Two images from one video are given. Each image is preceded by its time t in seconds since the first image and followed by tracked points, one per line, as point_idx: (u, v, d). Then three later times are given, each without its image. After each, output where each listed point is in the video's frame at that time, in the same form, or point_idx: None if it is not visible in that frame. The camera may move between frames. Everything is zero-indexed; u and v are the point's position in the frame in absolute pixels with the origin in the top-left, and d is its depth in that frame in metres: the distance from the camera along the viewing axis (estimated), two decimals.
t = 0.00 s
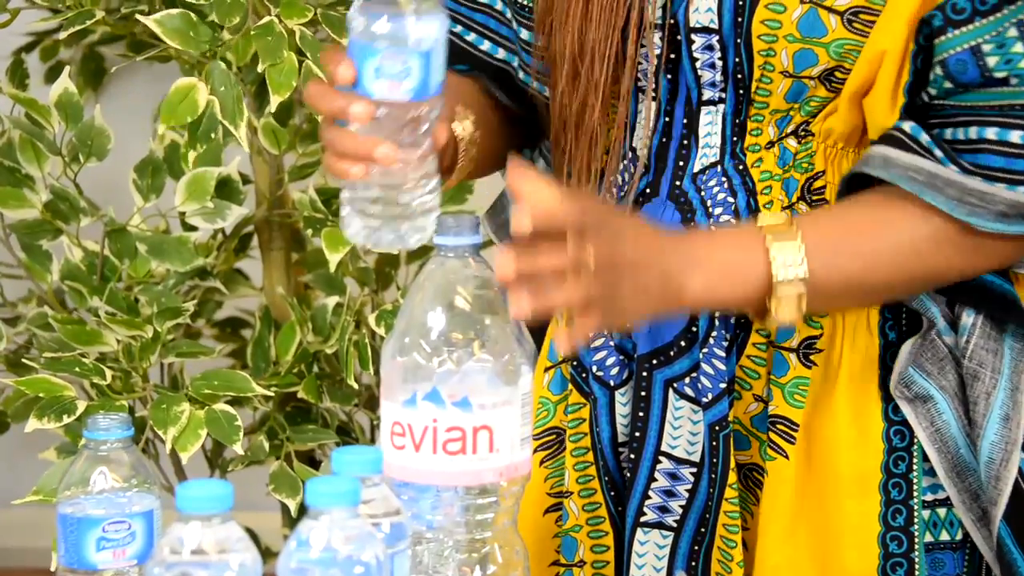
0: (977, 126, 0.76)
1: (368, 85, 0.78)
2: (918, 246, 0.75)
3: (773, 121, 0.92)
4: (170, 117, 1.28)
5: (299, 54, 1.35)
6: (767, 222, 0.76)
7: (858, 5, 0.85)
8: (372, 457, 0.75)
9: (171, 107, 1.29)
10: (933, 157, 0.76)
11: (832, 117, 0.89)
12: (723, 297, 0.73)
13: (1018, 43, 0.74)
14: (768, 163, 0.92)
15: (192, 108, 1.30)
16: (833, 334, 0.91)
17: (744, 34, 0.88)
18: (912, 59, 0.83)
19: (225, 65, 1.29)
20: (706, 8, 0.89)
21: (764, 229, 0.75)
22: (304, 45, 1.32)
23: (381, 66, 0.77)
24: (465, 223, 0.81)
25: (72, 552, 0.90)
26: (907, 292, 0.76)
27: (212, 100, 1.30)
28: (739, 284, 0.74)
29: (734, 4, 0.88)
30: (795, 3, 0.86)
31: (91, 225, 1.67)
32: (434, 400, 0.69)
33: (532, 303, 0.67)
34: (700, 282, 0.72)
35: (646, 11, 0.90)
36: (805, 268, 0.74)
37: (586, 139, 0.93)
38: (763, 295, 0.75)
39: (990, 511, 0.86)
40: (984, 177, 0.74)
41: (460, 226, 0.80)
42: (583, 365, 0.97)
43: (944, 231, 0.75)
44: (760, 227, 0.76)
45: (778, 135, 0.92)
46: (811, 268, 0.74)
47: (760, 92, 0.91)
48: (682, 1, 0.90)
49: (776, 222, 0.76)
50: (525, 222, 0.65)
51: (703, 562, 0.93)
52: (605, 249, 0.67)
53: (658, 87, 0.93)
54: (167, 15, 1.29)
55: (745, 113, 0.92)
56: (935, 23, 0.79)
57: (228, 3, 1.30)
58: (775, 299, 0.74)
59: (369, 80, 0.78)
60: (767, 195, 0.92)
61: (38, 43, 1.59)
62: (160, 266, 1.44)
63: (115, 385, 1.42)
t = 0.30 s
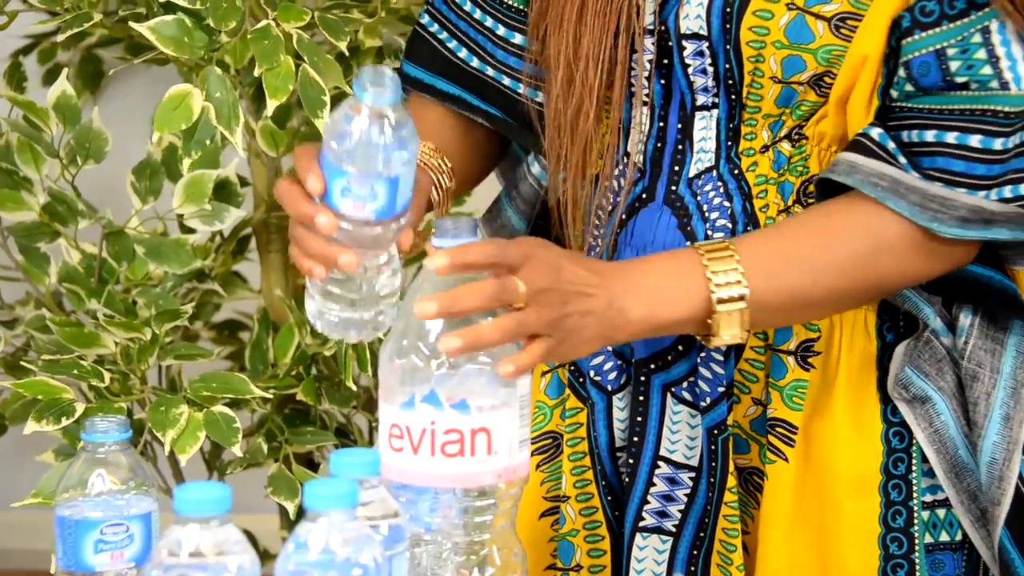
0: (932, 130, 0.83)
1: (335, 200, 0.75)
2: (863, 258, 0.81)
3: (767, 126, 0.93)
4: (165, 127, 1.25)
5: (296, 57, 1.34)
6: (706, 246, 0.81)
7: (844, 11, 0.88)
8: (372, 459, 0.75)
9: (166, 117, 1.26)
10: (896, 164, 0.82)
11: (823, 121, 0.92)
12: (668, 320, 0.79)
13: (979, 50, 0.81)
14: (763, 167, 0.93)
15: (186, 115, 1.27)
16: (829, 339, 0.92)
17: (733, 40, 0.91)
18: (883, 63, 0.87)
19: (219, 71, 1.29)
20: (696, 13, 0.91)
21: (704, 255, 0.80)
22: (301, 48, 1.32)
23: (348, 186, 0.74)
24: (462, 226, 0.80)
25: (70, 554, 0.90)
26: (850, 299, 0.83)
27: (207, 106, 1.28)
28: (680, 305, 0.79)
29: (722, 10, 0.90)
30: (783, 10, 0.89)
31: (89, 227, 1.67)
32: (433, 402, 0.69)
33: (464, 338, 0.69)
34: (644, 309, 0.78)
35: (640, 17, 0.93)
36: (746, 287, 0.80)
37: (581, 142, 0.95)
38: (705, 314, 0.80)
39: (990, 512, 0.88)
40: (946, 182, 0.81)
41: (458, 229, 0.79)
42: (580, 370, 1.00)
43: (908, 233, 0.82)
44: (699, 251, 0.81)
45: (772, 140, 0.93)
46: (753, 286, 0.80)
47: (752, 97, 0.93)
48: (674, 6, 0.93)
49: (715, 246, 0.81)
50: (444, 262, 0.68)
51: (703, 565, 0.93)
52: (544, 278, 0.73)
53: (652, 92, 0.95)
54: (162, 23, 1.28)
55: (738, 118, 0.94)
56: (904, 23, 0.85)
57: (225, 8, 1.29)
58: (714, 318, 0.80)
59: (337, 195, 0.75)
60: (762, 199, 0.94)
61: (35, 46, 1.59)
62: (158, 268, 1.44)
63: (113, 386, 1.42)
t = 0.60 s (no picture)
0: (920, 125, 0.82)
1: (347, 251, 0.75)
2: (850, 250, 0.82)
3: (759, 124, 0.93)
4: (160, 113, 1.24)
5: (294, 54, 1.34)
6: (690, 235, 0.81)
7: (836, 9, 0.88)
8: (372, 457, 0.74)
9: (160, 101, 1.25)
10: (882, 158, 0.82)
11: (815, 120, 0.91)
12: (651, 310, 0.79)
13: (968, 47, 0.81)
14: (756, 165, 0.93)
15: (183, 102, 1.26)
16: (821, 337, 0.93)
17: (727, 38, 0.91)
18: (875, 57, 0.87)
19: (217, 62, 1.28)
20: (690, 12, 0.92)
21: (688, 244, 0.81)
22: (300, 46, 1.31)
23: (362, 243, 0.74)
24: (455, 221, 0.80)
25: (70, 554, 0.90)
26: (832, 292, 0.83)
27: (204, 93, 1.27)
28: (663, 294, 0.79)
29: (716, 9, 0.91)
30: (776, 8, 0.89)
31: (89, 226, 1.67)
32: (425, 400, 0.69)
33: (448, 332, 0.69)
34: (625, 298, 0.78)
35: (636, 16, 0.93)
36: (730, 276, 0.80)
37: (576, 139, 0.95)
38: (689, 303, 0.80)
39: (980, 511, 0.89)
40: (931, 177, 0.81)
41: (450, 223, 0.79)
42: (575, 367, 1.01)
43: (899, 228, 0.82)
44: (684, 240, 0.81)
45: (764, 138, 0.93)
46: (737, 276, 0.80)
47: (744, 95, 0.93)
48: (669, 4, 0.93)
49: (700, 235, 0.81)
50: (409, 271, 0.69)
51: (697, 564, 0.94)
52: (519, 267, 0.72)
53: (647, 91, 0.95)
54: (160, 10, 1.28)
55: (731, 116, 0.94)
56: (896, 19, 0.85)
57: (224, 5, 1.29)
58: (698, 306, 0.80)
59: (350, 246, 0.75)
60: (754, 197, 0.94)
61: (35, 45, 1.59)
62: (158, 267, 1.45)
63: (113, 385, 1.42)
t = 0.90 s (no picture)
0: (919, 131, 0.83)
1: (341, 255, 0.78)
2: (847, 251, 0.82)
3: (758, 123, 0.94)
4: (162, 122, 1.24)
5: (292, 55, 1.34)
6: (687, 235, 0.82)
7: (838, 11, 0.88)
8: (371, 456, 0.74)
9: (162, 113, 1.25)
10: (879, 162, 0.82)
11: (813, 120, 0.92)
12: (647, 309, 0.79)
13: (970, 54, 0.81)
14: (753, 164, 0.94)
15: (184, 109, 1.26)
16: (818, 336, 0.93)
17: (727, 38, 0.91)
18: (875, 61, 0.87)
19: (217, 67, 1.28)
20: (691, 12, 0.92)
21: (684, 243, 0.81)
22: (299, 46, 1.31)
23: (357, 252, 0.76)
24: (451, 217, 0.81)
25: (70, 553, 0.90)
26: (829, 293, 0.83)
27: (203, 102, 1.28)
28: (659, 294, 0.79)
29: (717, 9, 0.91)
30: (777, 10, 0.89)
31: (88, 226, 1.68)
32: (422, 399, 0.69)
33: (457, 326, 0.69)
34: (621, 295, 0.78)
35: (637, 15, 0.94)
36: (725, 276, 0.80)
37: (576, 137, 0.95)
38: (685, 302, 0.81)
39: (977, 510, 0.89)
40: (929, 183, 0.81)
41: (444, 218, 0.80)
42: (572, 365, 1.01)
43: (895, 230, 0.82)
44: (681, 239, 0.82)
45: (762, 137, 0.94)
46: (732, 277, 0.81)
47: (744, 95, 0.93)
48: (670, 5, 0.93)
49: (696, 234, 0.82)
50: (408, 270, 0.69)
51: (693, 563, 0.94)
52: (516, 266, 0.72)
53: (644, 89, 0.95)
54: (159, 20, 1.28)
55: (729, 115, 0.94)
56: (897, 24, 0.85)
57: (223, 6, 1.30)
58: (694, 306, 0.80)
59: (345, 252, 0.77)
60: (752, 196, 0.94)
61: (34, 45, 1.59)
62: (157, 266, 1.45)
63: (112, 384, 1.42)
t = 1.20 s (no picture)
0: (926, 134, 0.83)
1: (339, 252, 0.78)
2: (851, 253, 0.82)
3: (761, 122, 0.94)
4: (161, 121, 1.24)
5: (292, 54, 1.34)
6: (692, 236, 0.82)
7: (844, 13, 0.88)
8: (371, 455, 0.75)
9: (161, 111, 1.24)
10: (886, 165, 0.82)
11: (817, 119, 0.92)
12: (652, 310, 0.79)
13: (978, 58, 0.81)
14: (756, 163, 0.94)
15: (183, 110, 1.25)
16: (820, 336, 0.93)
17: (732, 37, 0.91)
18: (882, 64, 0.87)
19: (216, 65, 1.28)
20: (696, 11, 0.92)
21: (690, 244, 0.81)
22: (299, 45, 1.31)
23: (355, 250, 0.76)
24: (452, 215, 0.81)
25: (69, 551, 0.90)
26: (833, 294, 0.83)
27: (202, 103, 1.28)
28: (664, 295, 0.79)
29: (722, 8, 0.91)
30: (783, 10, 0.89)
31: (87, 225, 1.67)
32: (428, 399, 0.69)
33: (467, 326, 0.68)
34: (626, 297, 0.78)
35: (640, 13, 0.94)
36: (731, 278, 0.80)
37: (579, 135, 0.95)
38: (690, 303, 0.81)
39: (978, 509, 0.89)
40: (937, 188, 0.81)
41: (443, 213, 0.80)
42: (573, 363, 1.01)
43: (899, 233, 0.82)
44: (686, 241, 0.82)
45: (765, 136, 0.94)
46: (738, 279, 0.80)
47: (747, 95, 0.93)
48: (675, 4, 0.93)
49: (701, 236, 0.82)
50: (416, 270, 0.68)
51: (693, 562, 0.94)
52: (523, 267, 0.72)
53: (647, 87, 0.95)
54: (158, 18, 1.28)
55: (732, 114, 0.94)
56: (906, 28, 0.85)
57: (222, 5, 1.29)
58: (699, 308, 0.81)
59: (340, 249, 0.78)
60: (755, 195, 0.94)
61: (34, 43, 1.59)
62: (157, 265, 1.45)
63: (112, 383, 1.42)
